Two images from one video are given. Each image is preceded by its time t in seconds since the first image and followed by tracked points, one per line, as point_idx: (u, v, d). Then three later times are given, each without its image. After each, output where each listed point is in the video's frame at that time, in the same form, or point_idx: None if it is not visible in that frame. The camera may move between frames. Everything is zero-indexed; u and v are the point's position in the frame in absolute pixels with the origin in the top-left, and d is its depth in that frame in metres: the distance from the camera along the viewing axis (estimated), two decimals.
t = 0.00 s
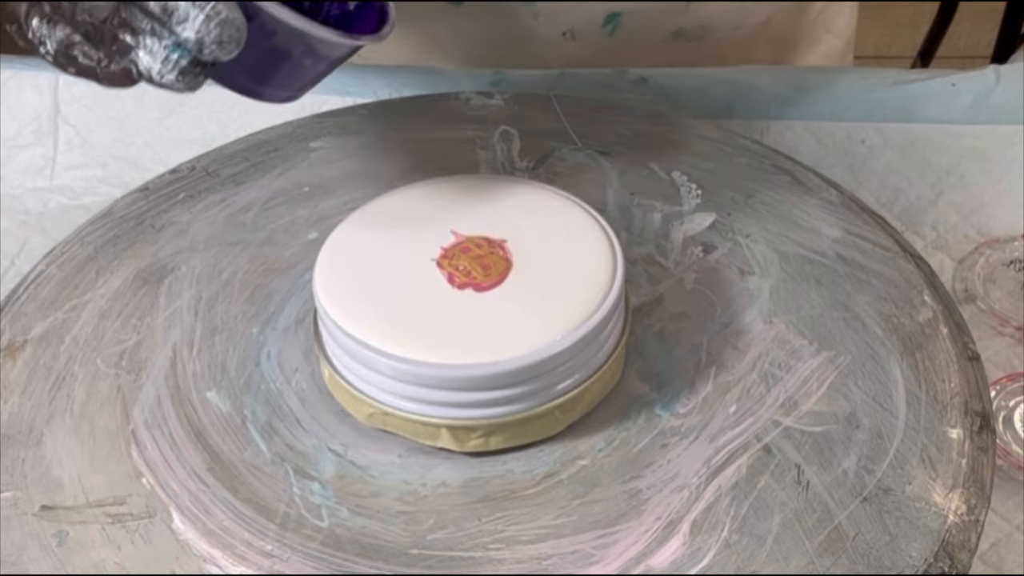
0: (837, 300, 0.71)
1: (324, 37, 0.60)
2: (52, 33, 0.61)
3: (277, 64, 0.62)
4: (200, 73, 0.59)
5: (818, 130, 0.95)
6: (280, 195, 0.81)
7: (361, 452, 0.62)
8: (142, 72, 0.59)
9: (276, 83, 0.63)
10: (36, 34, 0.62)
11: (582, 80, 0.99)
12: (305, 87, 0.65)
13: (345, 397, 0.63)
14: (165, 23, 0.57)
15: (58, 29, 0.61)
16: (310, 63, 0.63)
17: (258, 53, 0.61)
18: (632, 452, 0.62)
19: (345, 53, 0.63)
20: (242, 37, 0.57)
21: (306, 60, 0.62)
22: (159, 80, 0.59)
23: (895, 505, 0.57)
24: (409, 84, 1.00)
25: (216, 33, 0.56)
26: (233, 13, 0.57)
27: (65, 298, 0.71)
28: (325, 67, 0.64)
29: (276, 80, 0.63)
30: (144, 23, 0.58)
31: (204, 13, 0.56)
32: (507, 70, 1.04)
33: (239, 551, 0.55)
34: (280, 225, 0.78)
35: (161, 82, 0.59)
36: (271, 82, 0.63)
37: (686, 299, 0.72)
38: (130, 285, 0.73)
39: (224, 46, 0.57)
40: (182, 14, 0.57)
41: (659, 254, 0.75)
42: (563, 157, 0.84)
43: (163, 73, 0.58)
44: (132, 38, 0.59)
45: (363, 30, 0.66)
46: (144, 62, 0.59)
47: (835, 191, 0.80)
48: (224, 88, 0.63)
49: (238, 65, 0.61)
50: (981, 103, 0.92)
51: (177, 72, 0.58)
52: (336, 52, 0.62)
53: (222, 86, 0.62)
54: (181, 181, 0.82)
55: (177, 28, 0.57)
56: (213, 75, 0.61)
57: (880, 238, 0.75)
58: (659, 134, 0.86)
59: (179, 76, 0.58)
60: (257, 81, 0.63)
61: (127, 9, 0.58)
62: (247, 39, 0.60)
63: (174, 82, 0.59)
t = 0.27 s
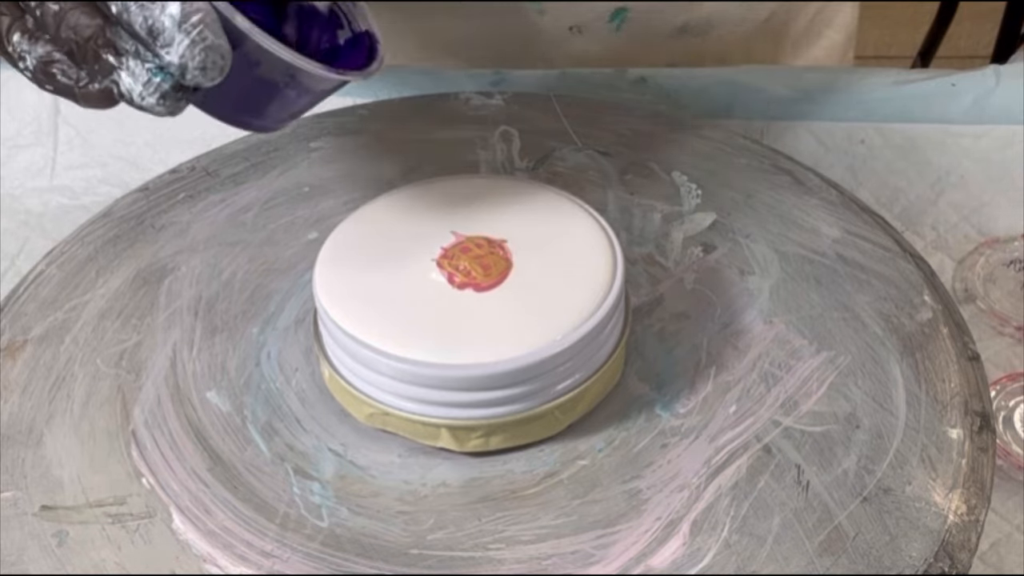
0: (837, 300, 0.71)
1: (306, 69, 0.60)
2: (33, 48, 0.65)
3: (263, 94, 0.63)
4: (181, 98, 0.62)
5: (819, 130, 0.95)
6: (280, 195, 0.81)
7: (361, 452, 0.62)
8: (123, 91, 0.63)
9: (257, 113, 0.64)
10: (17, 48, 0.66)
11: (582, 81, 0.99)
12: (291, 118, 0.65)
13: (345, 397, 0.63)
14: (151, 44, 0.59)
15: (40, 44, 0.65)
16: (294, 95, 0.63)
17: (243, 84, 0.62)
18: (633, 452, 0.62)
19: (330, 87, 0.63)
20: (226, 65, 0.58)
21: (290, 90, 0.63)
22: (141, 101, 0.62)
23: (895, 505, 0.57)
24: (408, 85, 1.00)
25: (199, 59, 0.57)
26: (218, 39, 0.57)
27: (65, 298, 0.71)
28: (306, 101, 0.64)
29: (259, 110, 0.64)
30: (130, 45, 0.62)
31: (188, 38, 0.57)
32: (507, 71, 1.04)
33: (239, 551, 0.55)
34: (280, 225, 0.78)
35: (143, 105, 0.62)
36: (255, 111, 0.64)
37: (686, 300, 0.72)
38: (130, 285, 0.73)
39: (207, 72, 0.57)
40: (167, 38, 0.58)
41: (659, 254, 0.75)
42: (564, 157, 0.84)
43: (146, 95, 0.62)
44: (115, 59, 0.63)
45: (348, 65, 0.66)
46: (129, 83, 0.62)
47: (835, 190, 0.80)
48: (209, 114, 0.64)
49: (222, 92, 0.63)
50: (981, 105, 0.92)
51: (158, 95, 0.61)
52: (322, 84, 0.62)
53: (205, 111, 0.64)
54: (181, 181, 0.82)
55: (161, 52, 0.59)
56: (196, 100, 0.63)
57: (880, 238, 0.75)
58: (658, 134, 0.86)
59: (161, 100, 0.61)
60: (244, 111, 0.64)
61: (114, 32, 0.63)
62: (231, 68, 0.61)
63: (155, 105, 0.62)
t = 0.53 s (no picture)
0: (837, 300, 0.71)
1: (303, 92, 0.58)
2: (21, 48, 0.65)
3: (260, 114, 0.61)
4: (173, 107, 0.61)
5: (819, 130, 0.94)
6: (279, 195, 0.81)
7: (361, 452, 0.62)
8: (112, 95, 0.63)
9: (256, 134, 0.62)
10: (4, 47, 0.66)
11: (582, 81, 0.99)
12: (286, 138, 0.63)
13: (345, 397, 0.63)
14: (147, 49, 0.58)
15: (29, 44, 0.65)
16: (293, 117, 0.61)
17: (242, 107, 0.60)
18: (633, 452, 0.62)
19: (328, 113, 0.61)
20: (220, 77, 0.57)
21: (287, 114, 0.61)
22: (130, 107, 0.62)
23: (895, 505, 0.57)
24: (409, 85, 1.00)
25: (193, 69, 0.56)
26: (215, 51, 0.56)
27: (65, 298, 0.71)
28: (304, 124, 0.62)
29: (257, 130, 0.62)
30: (123, 49, 0.62)
31: (185, 47, 0.56)
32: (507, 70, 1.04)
33: (239, 551, 0.55)
34: (280, 225, 0.78)
35: (133, 110, 0.62)
36: (250, 133, 0.62)
37: (686, 300, 0.72)
38: (130, 285, 0.73)
39: (200, 83, 0.57)
40: (163, 44, 0.57)
41: (659, 254, 0.75)
42: (564, 157, 0.84)
43: (136, 100, 0.61)
44: (106, 61, 0.62)
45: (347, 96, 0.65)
46: (118, 86, 0.62)
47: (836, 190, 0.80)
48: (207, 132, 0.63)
49: (219, 113, 0.61)
50: (982, 104, 0.93)
51: (150, 102, 0.61)
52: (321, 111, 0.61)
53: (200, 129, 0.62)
54: (181, 181, 0.82)
55: (156, 57, 0.58)
56: (193, 116, 0.62)
57: (880, 238, 0.75)
58: (659, 134, 0.86)
59: (151, 106, 0.61)
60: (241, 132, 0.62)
61: (108, 35, 0.62)
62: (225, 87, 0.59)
63: (145, 111, 0.62)
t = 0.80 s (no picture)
0: (837, 300, 0.71)
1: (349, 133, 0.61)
2: (75, 92, 0.65)
3: (310, 154, 0.62)
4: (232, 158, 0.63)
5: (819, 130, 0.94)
6: (279, 195, 0.81)
7: (361, 452, 0.62)
8: (175, 150, 0.63)
9: (309, 169, 0.64)
10: (59, 91, 0.66)
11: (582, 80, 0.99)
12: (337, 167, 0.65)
13: (345, 397, 0.63)
14: (196, 111, 0.60)
15: (83, 88, 0.65)
16: (343, 154, 0.63)
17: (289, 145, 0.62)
18: (632, 452, 0.62)
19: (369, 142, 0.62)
20: (269, 134, 0.59)
21: (336, 148, 0.62)
22: (192, 161, 0.63)
23: (895, 505, 0.57)
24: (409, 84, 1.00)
25: (242, 131, 0.58)
26: (261, 109, 0.58)
27: (65, 298, 0.71)
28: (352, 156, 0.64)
29: (308, 164, 0.64)
30: (178, 108, 0.62)
31: (232, 111, 0.58)
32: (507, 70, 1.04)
33: (239, 551, 0.55)
34: (280, 225, 0.78)
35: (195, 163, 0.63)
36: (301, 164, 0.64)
37: (686, 300, 0.72)
38: (130, 285, 0.73)
39: (250, 142, 0.59)
40: (211, 108, 0.59)
41: (659, 254, 0.75)
42: (564, 157, 0.84)
43: (197, 156, 0.62)
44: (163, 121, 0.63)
45: (403, 115, 0.66)
46: (178, 141, 0.63)
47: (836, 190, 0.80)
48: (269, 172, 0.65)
49: (271, 157, 0.63)
50: (981, 105, 0.92)
51: (212, 157, 0.62)
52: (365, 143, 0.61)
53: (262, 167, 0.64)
54: (181, 181, 0.82)
55: (206, 122, 0.60)
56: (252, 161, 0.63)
57: (880, 238, 0.75)
58: (659, 135, 0.86)
59: (212, 160, 0.62)
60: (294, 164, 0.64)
61: (162, 95, 0.62)
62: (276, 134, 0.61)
63: (207, 164, 0.63)
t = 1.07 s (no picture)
0: (837, 300, 0.71)
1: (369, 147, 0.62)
2: (101, 108, 0.66)
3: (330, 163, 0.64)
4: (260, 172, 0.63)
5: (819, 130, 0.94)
6: (279, 195, 0.81)
7: (361, 452, 0.62)
8: (202, 168, 0.63)
9: (329, 176, 0.65)
10: (83, 107, 0.66)
11: (582, 80, 0.98)
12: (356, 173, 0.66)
13: (345, 397, 0.63)
14: (220, 133, 0.61)
15: (108, 103, 0.66)
16: (363, 161, 0.64)
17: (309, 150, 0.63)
18: (633, 452, 0.62)
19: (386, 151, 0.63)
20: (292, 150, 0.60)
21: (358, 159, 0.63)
22: (221, 178, 0.62)
23: (895, 505, 0.57)
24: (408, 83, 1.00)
25: (267, 151, 0.60)
26: (283, 128, 0.60)
27: (65, 298, 0.71)
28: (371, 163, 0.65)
29: (326, 169, 0.65)
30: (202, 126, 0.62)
31: (256, 131, 0.59)
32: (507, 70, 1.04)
33: (239, 551, 0.55)
34: (280, 226, 0.78)
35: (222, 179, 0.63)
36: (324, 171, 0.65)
37: (686, 300, 0.72)
38: (130, 285, 0.73)
39: (275, 160, 0.60)
40: (236, 129, 0.60)
41: (659, 254, 0.75)
42: (564, 157, 0.84)
43: (227, 171, 0.62)
44: (193, 140, 0.63)
45: (426, 121, 0.68)
46: (206, 159, 0.62)
47: (836, 190, 0.80)
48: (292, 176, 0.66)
49: (291, 165, 0.64)
50: (979, 106, 0.91)
51: (241, 173, 0.62)
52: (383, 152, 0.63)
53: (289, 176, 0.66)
54: (181, 181, 0.82)
55: (230, 142, 0.61)
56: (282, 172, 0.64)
57: (880, 238, 0.75)
58: (658, 135, 0.86)
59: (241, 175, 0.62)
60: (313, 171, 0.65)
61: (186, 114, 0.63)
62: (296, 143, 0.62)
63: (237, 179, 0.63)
